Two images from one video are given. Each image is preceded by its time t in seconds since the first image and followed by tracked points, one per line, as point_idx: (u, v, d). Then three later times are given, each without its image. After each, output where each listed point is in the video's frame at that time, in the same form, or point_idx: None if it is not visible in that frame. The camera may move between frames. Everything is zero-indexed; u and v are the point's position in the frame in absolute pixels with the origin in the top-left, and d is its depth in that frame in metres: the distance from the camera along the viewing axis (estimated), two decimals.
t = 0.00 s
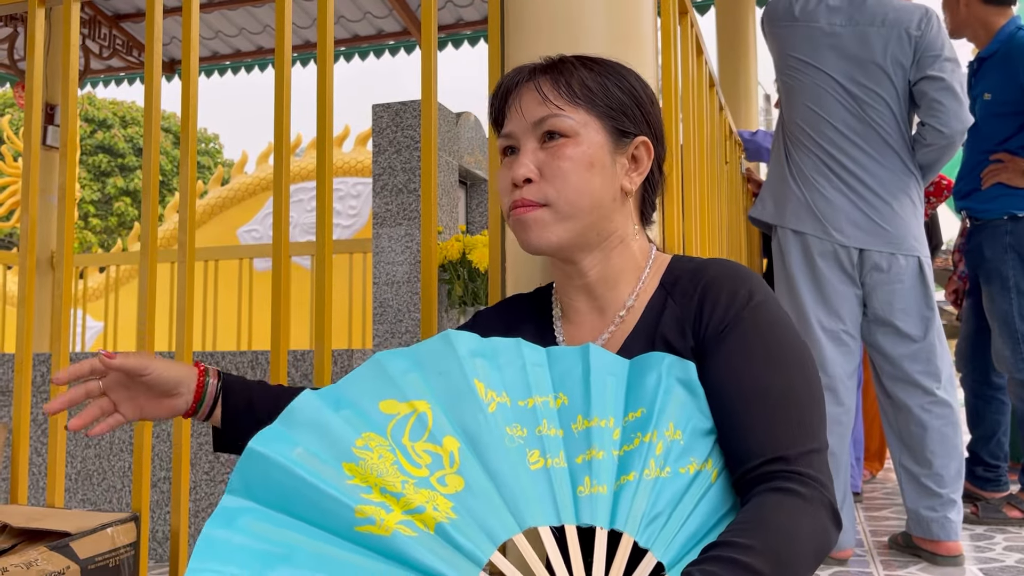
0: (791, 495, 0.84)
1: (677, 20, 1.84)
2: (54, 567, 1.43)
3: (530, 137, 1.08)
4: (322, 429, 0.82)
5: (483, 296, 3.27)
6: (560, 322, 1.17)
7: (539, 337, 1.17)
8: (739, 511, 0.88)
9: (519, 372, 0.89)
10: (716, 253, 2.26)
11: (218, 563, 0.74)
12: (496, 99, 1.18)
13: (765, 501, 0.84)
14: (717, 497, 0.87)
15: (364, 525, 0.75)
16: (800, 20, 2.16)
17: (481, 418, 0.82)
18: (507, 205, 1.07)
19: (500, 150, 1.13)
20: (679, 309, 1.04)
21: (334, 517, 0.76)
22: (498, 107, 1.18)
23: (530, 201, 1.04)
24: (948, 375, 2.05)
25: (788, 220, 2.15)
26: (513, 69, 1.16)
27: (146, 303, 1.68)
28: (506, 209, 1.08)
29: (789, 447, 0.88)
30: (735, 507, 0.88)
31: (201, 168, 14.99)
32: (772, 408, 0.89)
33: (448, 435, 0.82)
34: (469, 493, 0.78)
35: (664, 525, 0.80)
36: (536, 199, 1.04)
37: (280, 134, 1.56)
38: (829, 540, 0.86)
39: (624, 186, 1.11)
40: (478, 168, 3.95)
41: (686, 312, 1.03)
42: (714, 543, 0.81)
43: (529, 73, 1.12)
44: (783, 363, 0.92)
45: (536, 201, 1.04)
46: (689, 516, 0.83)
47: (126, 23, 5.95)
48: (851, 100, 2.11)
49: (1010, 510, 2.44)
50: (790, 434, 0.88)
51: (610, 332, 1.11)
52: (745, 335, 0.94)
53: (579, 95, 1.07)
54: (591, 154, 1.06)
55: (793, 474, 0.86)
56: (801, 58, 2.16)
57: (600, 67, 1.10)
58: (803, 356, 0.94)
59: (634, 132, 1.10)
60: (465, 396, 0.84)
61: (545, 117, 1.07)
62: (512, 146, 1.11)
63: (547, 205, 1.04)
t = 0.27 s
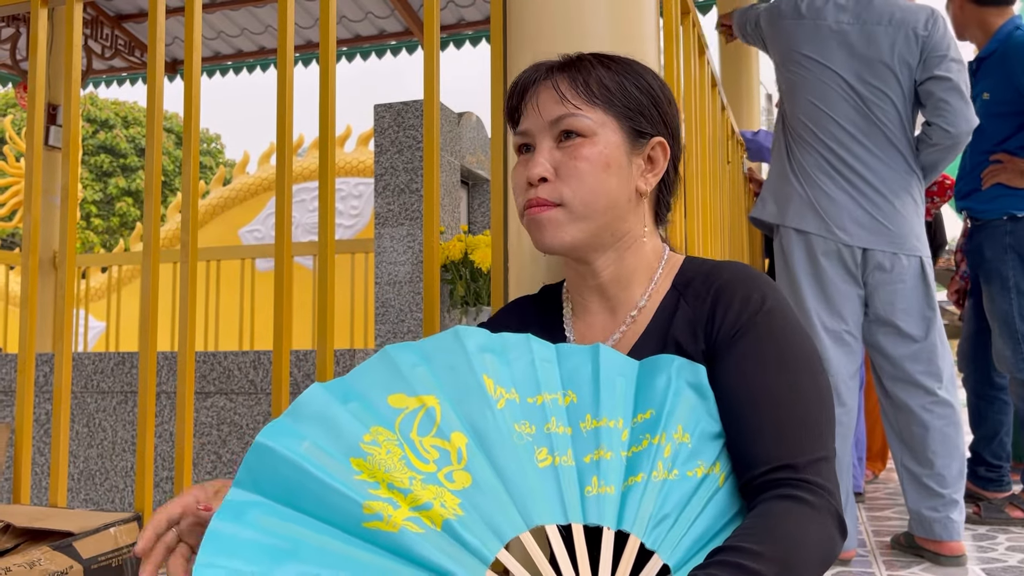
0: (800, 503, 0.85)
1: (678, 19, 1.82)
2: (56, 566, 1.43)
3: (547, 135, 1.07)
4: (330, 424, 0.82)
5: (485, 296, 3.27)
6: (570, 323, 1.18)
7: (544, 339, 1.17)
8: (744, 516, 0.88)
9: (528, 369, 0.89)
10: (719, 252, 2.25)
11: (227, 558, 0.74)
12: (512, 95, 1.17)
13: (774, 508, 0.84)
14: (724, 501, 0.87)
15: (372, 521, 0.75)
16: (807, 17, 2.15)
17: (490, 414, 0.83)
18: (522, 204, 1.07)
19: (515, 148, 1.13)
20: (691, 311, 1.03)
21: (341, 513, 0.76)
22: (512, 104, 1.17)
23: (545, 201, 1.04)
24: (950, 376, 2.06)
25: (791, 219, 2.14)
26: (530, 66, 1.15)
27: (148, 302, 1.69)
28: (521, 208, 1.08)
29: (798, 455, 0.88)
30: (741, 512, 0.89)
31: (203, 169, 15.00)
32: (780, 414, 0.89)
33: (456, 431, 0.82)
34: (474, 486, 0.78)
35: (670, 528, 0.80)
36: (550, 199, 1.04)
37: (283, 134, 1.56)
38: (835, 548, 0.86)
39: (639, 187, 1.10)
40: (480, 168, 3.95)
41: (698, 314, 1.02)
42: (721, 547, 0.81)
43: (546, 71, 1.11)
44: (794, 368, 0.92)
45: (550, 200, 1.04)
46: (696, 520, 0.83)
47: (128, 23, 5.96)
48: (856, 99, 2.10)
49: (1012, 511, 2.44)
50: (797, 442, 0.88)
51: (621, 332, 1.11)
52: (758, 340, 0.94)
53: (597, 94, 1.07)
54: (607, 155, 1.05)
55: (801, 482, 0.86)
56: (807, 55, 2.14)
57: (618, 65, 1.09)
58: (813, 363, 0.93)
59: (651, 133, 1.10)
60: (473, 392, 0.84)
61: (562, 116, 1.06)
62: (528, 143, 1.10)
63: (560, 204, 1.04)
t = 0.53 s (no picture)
0: (803, 506, 0.85)
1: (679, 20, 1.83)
2: (59, 566, 1.44)
3: (554, 138, 1.07)
4: (331, 423, 0.82)
5: (486, 296, 3.27)
6: (576, 322, 1.18)
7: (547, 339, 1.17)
8: (747, 518, 0.88)
9: (531, 368, 0.89)
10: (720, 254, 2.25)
11: (231, 560, 0.73)
12: (518, 97, 1.16)
13: (777, 510, 0.84)
14: (726, 501, 0.87)
15: (374, 521, 0.75)
16: (807, 16, 2.12)
17: (492, 414, 0.83)
18: (531, 209, 1.07)
19: (521, 150, 1.12)
20: (698, 311, 1.03)
21: (343, 513, 0.76)
22: (517, 105, 1.17)
23: (555, 204, 1.04)
24: (951, 375, 2.05)
25: (794, 219, 2.12)
26: (535, 67, 1.14)
27: (150, 303, 1.69)
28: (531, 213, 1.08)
29: (802, 457, 0.88)
30: (743, 513, 0.89)
31: (205, 169, 15.01)
32: (785, 414, 0.89)
33: (458, 430, 0.82)
34: (476, 486, 0.78)
35: (672, 528, 0.80)
36: (560, 203, 1.04)
37: (285, 134, 1.57)
38: (836, 551, 0.86)
39: (648, 187, 1.10)
40: (482, 168, 3.95)
41: (705, 315, 1.02)
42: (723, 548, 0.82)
43: (552, 71, 1.11)
44: (799, 369, 0.91)
45: (560, 205, 1.04)
46: (697, 520, 0.83)
47: (130, 23, 5.97)
48: (859, 97, 2.10)
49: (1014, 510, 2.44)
50: (802, 444, 0.88)
51: (627, 331, 1.11)
52: (765, 342, 0.93)
53: (604, 96, 1.07)
54: (614, 156, 1.05)
55: (804, 485, 0.86)
56: (809, 54, 2.12)
57: (623, 65, 1.09)
58: (819, 365, 0.93)
59: (658, 132, 1.10)
60: (475, 391, 0.84)
61: (570, 118, 1.06)
62: (535, 145, 1.10)
63: (571, 211, 1.05)
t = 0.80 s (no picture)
0: (806, 508, 0.84)
1: (682, 22, 1.85)
2: (60, 566, 1.43)
3: (559, 139, 1.07)
4: (337, 420, 0.82)
5: (488, 296, 3.27)
6: (581, 321, 1.17)
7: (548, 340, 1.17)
8: (749, 519, 0.88)
9: (534, 369, 0.89)
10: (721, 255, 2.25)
11: (241, 551, 0.74)
12: (522, 98, 1.16)
13: (780, 511, 0.84)
14: (730, 503, 0.87)
15: (380, 517, 0.75)
16: (797, 19, 2.12)
17: (497, 413, 0.83)
18: (539, 211, 1.07)
19: (527, 151, 1.13)
20: (704, 312, 1.03)
21: (350, 507, 0.76)
22: (521, 108, 1.17)
23: (563, 204, 1.05)
24: (949, 377, 2.04)
25: (789, 220, 2.13)
26: (538, 68, 1.14)
27: (151, 303, 1.69)
28: (536, 213, 1.08)
29: (805, 459, 0.87)
30: (746, 513, 0.88)
31: (206, 169, 15.02)
32: (789, 416, 0.89)
33: (464, 429, 0.82)
34: (481, 484, 0.78)
35: (676, 529, 0.80)
36: (570, 203, 1.05)
37: (286, 134, 1.57)
38: (838, 555, 0.85)
39: (655, 185, 1.10)
40: (483, 168, 3.95)
41: (711, 316, 1.02)
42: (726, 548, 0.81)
43: (554, 73, 1.11)
44: (803, 372, 0.91)
45: (568, 204, 1.05)
46: (701, 520, 0.83)
47: (131, 24, 5.97)
48: (851, 97, 2.10)
49: (1016, 510, 2.45)
50: (804, 446, 0.88)
51: (632, 332, 1.10)
52: (771, 344, 0.93)
53: (607, 96, 1.07)
54: (620, 156, 1.05)
55: (807, 487, 0.86)
56: (801, 56, 2.12)
57: (626, 64, 1.09)
58: (824, 368, 0.93)
59: (662, 130, 1.09)
60: (481, 391, 0.85)
61: (573, 120, 1.06)
62: (540, 146, 1.10)
63: (581, 209, 1.05)
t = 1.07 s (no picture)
0: (807, 504, 0.84)
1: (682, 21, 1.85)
2: (61, 566, 1.43)
3: (553, 141, 1.07)
4: (327, 432, 0.81)
5: (488, 296, 3.28)
6: (580, 324, 1.17)
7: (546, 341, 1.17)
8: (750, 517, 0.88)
9: (533, 370, 0.89)
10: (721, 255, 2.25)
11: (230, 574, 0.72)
12: (516, 102, 1.16)
13: (782, 508, 0.84)
14: (731, 502, 0.87)
15: (374, 530, 0.74)
16: (791, 23, 2.14)
17: (493, 418, 0.83)
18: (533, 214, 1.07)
19: (523, 154, 1.13)
20: (701, 311, 1.03)
21: (342, 521, 0.75)
22: (515, 110, 1.17)
23: (558, 209, 1.05)
24: (945, 376, 2.04)
25: (785, 222, 2.13)
26: (533, 71, 1.14)
27: (152, 303, 1.69)
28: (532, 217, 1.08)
29: (805, 455, 0.87)
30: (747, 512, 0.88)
31: (207, 169, 15.02)
32: (788, 413, 0.89)
33: (459, 435, 0.82)
34: (476, 489, 0.78)
35: (677, 529, 0.80)
36: (565, 208, 1.05)
37: (287, 135, 1.56)
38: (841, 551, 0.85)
39: (649, 187, 1.10)
40: (484, 168, 3.95)
41: (707, 316, 1.02)
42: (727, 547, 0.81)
43: (548, 75, 1.11)
44: (802, 369, 0.91)
45: (562, 208, 1.05)
46: (700, 522, 0.83)
47: (132, 24, 5.97)
48: (846, 99, 2.10)
49: (1017, 510, 2.45)
50: (804, 443, 0.88)
51: (631, 334, 1.10)
52: (769, 342, 0.93)
53: (600, 98, 1.06)
54: (613, 158, 1.05)
55: (808, 483, 0.86)
56: (795, 59, 2.13)
57: (621, 66, 1.08)
58: (822, 365, 0.93)
59: (656, 132, 1.09)
60: (476, 396, 0.84)
61: (567, 121, 1.06)
62: (535, 148, 1.10)
63: (576, 213, 1.05)
